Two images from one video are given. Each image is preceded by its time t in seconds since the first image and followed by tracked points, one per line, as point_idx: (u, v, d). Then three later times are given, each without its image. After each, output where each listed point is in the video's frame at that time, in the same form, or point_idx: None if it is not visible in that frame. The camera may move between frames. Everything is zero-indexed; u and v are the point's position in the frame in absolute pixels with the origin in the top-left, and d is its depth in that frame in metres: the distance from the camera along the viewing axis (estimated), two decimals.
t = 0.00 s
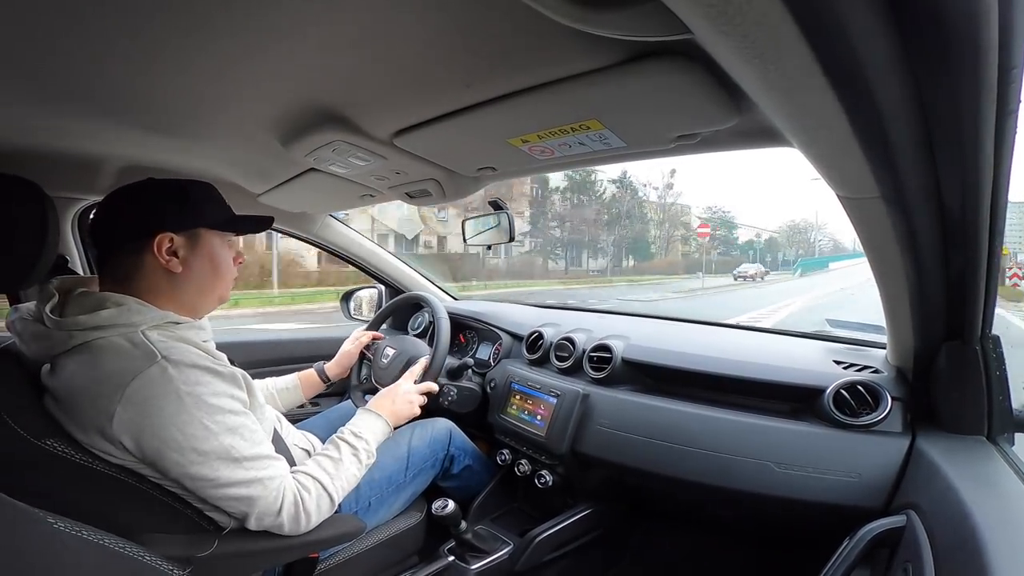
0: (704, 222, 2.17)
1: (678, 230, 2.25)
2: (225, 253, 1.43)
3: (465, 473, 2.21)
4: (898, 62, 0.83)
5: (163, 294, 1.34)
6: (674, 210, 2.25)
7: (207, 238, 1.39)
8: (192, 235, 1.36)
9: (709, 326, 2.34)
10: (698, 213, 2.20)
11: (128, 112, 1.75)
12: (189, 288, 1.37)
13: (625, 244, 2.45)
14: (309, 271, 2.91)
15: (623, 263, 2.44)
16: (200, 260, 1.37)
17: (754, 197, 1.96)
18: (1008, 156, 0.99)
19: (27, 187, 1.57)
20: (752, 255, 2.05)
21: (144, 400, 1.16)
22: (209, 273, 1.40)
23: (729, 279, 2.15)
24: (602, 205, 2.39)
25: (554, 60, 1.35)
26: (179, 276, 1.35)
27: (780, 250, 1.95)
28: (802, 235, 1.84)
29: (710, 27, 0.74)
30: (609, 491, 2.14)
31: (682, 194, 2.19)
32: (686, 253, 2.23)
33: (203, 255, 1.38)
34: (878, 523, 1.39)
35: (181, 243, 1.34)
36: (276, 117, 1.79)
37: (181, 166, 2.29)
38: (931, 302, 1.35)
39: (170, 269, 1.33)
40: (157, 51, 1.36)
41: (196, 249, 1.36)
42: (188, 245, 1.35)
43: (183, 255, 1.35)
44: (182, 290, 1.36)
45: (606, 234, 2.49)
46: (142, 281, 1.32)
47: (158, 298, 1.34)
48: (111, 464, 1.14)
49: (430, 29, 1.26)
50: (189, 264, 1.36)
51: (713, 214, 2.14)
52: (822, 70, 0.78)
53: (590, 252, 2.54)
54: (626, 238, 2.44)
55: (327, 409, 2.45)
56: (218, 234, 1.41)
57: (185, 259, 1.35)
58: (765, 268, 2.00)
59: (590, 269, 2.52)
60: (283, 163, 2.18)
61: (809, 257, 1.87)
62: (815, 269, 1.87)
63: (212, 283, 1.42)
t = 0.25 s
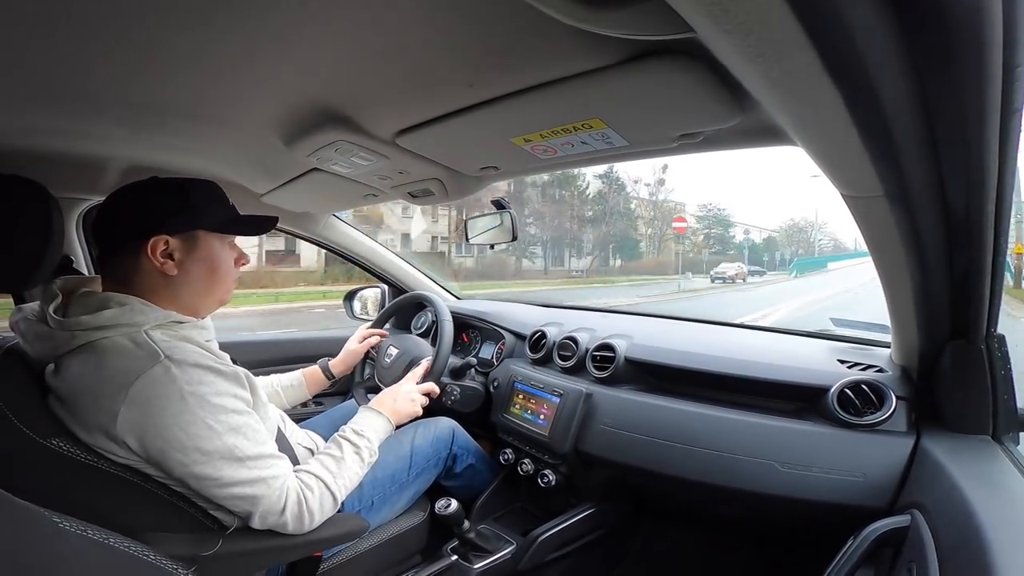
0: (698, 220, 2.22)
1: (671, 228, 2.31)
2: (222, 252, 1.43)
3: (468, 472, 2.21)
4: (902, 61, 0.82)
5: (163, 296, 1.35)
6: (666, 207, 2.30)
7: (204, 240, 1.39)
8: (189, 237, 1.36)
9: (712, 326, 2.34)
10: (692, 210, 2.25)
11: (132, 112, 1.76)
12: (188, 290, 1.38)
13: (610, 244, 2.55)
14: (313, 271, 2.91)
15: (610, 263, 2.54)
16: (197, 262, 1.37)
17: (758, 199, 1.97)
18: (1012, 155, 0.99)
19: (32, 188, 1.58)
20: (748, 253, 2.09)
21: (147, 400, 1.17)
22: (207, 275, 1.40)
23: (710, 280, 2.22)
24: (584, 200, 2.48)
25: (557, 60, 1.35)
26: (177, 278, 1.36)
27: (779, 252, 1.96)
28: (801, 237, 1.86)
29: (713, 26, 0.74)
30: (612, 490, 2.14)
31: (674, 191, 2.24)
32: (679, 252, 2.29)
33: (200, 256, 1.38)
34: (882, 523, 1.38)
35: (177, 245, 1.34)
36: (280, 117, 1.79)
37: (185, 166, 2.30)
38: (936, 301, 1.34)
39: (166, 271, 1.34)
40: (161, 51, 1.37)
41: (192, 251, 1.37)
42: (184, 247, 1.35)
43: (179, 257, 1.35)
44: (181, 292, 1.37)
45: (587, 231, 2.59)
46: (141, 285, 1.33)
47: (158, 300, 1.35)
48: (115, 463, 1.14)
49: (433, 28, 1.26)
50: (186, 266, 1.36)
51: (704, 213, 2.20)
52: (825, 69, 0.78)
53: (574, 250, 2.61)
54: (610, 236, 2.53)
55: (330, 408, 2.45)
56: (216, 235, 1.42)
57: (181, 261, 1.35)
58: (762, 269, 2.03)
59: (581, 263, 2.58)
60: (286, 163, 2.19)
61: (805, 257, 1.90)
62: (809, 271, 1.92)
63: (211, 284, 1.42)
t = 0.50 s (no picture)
0: (691, 217, 2.20)
1: (664, 226, 2.30)
2: (223, 251, 1.43)
3: (469, 472, 2.21)
4: (907, 61, 0.82)
5: (165, 296, 1.36)
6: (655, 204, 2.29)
7: (205, 239, 1.39)
8: (189, 236, 1.36)
9: (715, 326, 2.33)
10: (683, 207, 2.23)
11: (136, 112, 1.76)
12: (190, 289, 1.38)
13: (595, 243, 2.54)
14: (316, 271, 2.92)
15: (593, 262, 2.54)
16: (198, 261, 1.38)
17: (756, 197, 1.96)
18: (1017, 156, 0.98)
19: (37, 188, 1.58)
20: (741, 252, 2.07)
21: (150, 400, 1.17)
22: (208, 274, 1.41)
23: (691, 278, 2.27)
24: (565, 195, 2.47)
25: (560, 60, 1.35)
26: (178, 278, 1.36)
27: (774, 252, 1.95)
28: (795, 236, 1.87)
29: (716, 26, 0.74)
30: (615, 490, 2.13)
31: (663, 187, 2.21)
32: (670, 250, 2.30)
33: (201, 255, 1.38)
34: (885, 524, 1.37)
35: (178, 244, 1.35)
36: (283, 117, 1.79)
37: (189, 165, 2.30)
38: (941, 302, 1.33)
39: (167, 271, 1.34)
40: (166, 52, 1.37)
41: (193, 250, 1.37)
42: (184, 246, 1.36)
43: (180, 257, 1.35)
44: (183, 291, 1.37)
45: (566, 229, 2.59)
46: (145, 285, 1.34)
47: (160, 300, 1.35)
48: (119, 463, 1.15)
49: (436, 29, 1.26)
50: (187, 265, 1.37)
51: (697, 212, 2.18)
52: (828, 69, 0.78)
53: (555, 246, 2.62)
54: (592, 236, 2.53)
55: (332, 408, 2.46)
56: (217, 234, 1.42)
57: (183, 261, 1.36)
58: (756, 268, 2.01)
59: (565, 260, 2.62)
60: (289, 163, 2.19)
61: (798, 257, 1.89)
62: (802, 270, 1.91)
63: (213, 283, 1.43)
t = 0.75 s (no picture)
0: (681, 215, 2.31)
1: (653, 223, 2.41)
2: (222, 248, 1.43)
3: (471, 472, 2.21)
4: (911, 60, 0.81)
5: (165, 295, 1.36)
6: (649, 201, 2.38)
7: (202, 237, 1.39)
8: (185, 234, 1.36)
9: (718, 326, 2.33)
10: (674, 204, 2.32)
11: (141, 112, 1.77)
12: (189, 287, 1.39)
13: (574, 243, 2.71)
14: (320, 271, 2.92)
15: (574, 262, 2.73)
16: (195, 258, 1.38)
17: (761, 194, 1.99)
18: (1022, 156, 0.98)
19: (42, 188, 1.59)
20: (733, 250, 2.15)
21: (155, 398, 1.18)
22: (206, 271, 1.41)
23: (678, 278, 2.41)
24: (542, 193, 2.55)
25: (564, 60, 1.35)
26: (176, 276, 1.36)
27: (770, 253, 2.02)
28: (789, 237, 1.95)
29: (720, 26, 0.74)
30: (617, 490, 2.13)
31: (649, 184, 2.26)
32: (658, 247, 2.45)
33: (198, 253, 1.38)
34: (889, 525, 1.37)
35: (173, 242, 1.35)
36: (287, 117, 1.80)
37: (193, 165, 2.31)
38: (945, 303, 1.33)
39: (165, 269, 1.35)
40: (170, 52, 1.37)
41: (189, 248, 1.37)
42: (180, 244, 1.36)
43: (176, 255, 1.36)
44: (182, 289, 1.38)
45: (543, 228, 2.72)
46: (147, 285, 1.35)
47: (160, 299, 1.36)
48: (122, 461, 1.15)
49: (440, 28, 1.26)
50: (184, 263, 1.37)
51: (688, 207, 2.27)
52: (833, 69, 0.77)
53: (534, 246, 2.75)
54: (569, 236, 2.72)
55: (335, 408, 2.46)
56: (215, 232, 1.42)
57: (179, 258, 1.36)
58: (749, 267, 2.08)
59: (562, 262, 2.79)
60: (293, 163, 2.19)
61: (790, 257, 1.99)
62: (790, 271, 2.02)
63: (212, 281, 1.43)
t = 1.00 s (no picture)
0: (669, 212, 2.29)
1: (639, 221, 2.39)
2: (223, 249, 1.44)
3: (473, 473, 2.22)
4: (913, 61, 0.81)
5: (166, 295, 1.36)
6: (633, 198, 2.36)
7: (204, 237, 1.39)
8: (187, 234, 1.37)
9: (721, 327, 2.32)
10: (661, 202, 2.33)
11: (143, 113, 1.77)
12: (191, 287, 1.39)
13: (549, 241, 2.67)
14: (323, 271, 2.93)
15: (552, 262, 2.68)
16: (197, 259, 1.38)
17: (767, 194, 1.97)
18: None
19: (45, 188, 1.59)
20: (723, 250, 2.16)
21: (156, 399, 1.18)
22: (208, 272, 1.41)
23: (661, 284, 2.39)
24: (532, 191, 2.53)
25: (565, 60, 1.35)
26: (178, 277, 1.37)
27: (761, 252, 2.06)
28: (783, 237, 1.98)
29: (720, 25, 0.74)
30: (619, 491, 2.13)
31: (634, 180, 2.25)
32: (644, 247, 2.41)
33: (200, 253, 1.39)
34: (891, 526, 1.37)
35: (176, 243, 1.35)
36: (289, 118, 1.80)
37: (196, 166, 2.31)
38: (948, 303, 1.32)
39: (167, 269, 1.35)
40: (173, 53, 1.38)
41: (192, 248, 1.38)
42: (182, 245, 1.36)
43: (179, 255, 1.36)
44: (184, 289, 1.38)
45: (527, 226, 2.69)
46: (148, 285, 1.35)
47: (162, 299, 1.36)
48: (124, 461, 1.15)
49: (440, 29, 1.26)
50: (186, 264, 1.37)
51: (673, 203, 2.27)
52: (833, 67, 0.77)
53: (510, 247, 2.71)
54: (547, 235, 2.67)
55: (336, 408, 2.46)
56: (217, 231, 1.42)
57: (182, 259, 1.36)
58: (739, 267, 2.11)
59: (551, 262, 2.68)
60: (294, 163, 2.20)
61: (779, 256, 2.04)
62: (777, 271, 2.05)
63: (214, 281, 1.43)
